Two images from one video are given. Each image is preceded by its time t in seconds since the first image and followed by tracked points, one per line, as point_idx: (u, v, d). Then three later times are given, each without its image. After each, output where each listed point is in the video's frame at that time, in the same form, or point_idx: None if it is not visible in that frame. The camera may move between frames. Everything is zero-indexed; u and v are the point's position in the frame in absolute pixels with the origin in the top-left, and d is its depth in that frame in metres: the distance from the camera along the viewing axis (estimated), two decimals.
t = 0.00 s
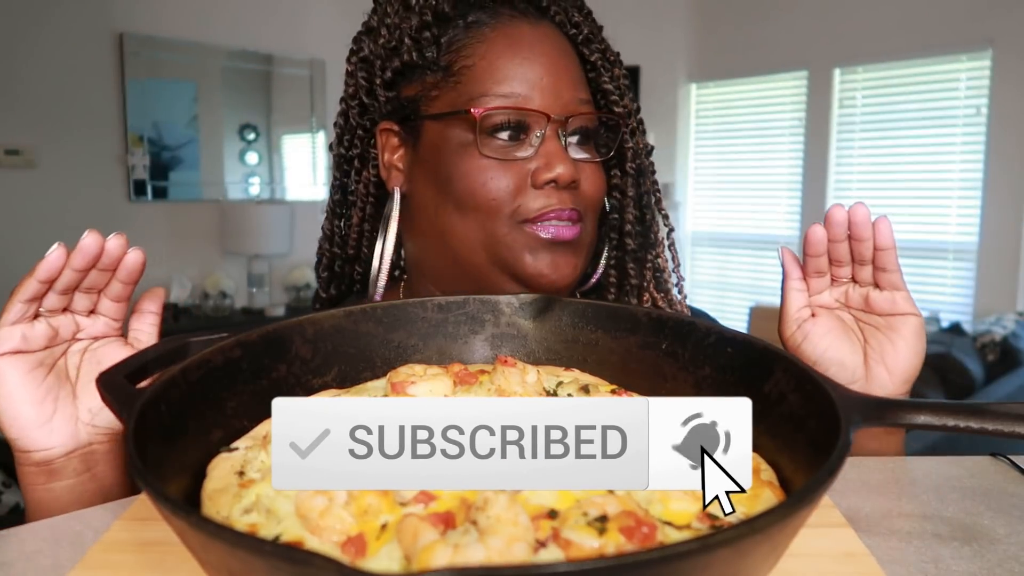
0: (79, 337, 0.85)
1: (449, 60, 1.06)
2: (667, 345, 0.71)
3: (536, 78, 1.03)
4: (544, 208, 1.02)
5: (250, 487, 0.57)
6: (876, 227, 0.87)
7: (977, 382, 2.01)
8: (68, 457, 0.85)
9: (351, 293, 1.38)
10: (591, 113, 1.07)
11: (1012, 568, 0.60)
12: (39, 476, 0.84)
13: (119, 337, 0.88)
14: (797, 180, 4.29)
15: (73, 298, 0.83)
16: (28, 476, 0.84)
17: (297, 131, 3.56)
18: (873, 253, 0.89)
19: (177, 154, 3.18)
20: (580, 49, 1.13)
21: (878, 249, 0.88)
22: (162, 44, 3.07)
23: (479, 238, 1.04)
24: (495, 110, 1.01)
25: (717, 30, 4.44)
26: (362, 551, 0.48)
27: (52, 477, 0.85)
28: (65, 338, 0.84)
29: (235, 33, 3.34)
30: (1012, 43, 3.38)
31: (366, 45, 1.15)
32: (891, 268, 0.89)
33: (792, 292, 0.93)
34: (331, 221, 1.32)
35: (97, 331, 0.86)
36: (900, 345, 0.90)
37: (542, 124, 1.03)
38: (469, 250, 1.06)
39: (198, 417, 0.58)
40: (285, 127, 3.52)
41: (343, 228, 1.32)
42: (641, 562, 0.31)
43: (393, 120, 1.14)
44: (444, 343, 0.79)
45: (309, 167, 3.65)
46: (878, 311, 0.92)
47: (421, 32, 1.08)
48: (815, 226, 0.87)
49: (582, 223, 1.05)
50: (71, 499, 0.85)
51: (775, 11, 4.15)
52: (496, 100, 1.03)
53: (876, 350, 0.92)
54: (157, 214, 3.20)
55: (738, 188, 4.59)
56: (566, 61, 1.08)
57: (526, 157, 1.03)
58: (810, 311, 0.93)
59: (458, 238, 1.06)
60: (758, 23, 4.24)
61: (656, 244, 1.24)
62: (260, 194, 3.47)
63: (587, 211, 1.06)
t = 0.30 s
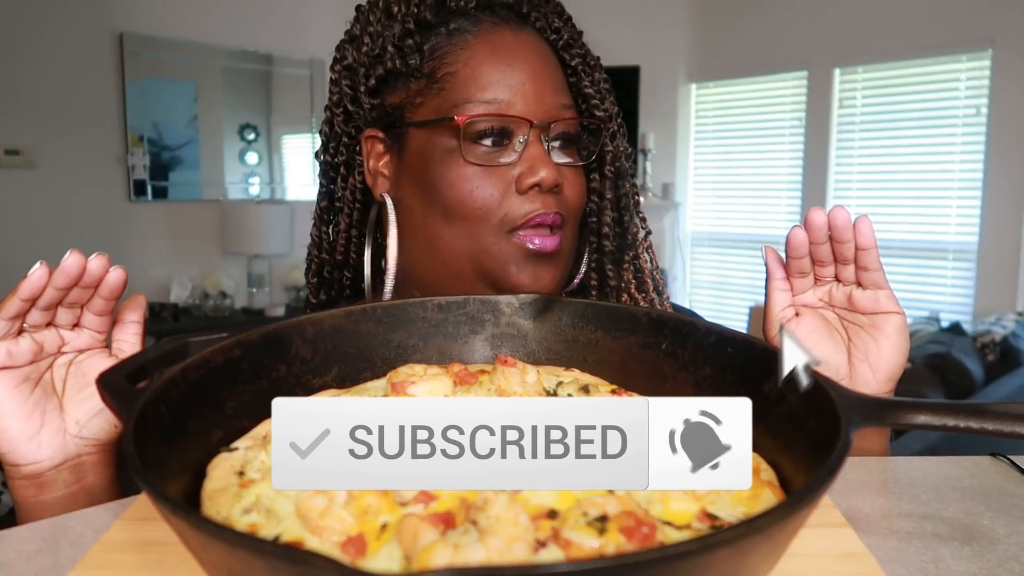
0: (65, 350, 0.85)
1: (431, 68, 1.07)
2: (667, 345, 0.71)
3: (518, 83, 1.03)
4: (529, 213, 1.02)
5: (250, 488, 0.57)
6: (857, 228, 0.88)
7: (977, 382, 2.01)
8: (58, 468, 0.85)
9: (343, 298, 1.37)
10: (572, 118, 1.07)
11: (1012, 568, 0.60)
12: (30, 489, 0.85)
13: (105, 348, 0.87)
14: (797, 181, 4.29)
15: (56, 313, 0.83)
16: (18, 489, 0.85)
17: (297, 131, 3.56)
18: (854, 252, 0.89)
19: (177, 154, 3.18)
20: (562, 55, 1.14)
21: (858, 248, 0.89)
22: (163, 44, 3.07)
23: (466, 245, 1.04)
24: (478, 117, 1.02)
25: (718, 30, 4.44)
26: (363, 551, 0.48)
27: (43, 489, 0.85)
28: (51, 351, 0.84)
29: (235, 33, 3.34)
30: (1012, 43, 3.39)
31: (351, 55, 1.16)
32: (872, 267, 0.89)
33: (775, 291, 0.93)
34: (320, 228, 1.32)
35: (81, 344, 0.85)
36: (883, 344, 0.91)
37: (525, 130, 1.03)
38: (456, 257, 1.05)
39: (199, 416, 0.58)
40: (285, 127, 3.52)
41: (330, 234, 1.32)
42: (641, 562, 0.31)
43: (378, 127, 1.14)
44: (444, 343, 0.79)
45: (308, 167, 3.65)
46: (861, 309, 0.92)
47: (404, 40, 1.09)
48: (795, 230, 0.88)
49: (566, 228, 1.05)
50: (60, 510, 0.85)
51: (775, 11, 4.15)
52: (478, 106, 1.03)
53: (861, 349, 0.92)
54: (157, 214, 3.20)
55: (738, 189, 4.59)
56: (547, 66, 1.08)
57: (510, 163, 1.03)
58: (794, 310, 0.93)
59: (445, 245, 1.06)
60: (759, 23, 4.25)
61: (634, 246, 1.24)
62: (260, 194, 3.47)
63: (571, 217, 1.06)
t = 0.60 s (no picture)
0: (63, 350, 0.85)
1: (426, 69, 1.07)
2: (667, 345, 0.71)
3: (507, 84, 1.03)
4: (516, 214, 1.01)
5: (250, 488, 0.57)
6: (865, 231, 0.86)
7: (977, 382, 2.01)
8: (57, 468, 0.85)
9: (345, 300, 1.36)
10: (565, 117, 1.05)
11: (1012, 568, 0.60)
12: (29, 488, 0.85)
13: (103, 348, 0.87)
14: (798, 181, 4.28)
15: (53, 313, 0.83)
16: (18, 488, 0.85)
17: (297, 131, 3.56)
18: (861, 255, 0.89)
19: (177, 154, 3.18)
20: (559, 54, 1.12)
21: (866, 250, 0.88)
22: (163, 44, 3.07)
23: (456, 245, 1.04)
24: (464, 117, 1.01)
25: (718, 30, 4.44)
26: (362, 551, 0.48)
27: (42, 489, 0.85)
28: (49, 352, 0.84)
29: (235, 33, 3.34)
30: (1012, 42, 3.39)
31: (352, 54, 1.16)
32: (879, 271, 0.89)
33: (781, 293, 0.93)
34: (323, 229, 1.32)
35: (80, 344, 0.85)
36: (889, 349, 0.91)
37: (514, 130, 1.01)
38: (447, 258, 1.05)
39: (198, 416, 0.58)
40: (285, 127, 3.52)
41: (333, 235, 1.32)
42: (641, 562, 0.31)
43: (378, 127, 1.15)
44: (444, 342, 0.79)
45: (309, 167, 3.65)
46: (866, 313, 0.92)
47: (398, 40, 1.09)
48: (804, 232, 0.87)
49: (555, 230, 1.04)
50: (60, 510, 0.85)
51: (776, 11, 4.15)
52: (467, 107, 1.03)
53: (867, 352, 0.92)
54: (157, 213, 3.20)
55: (738, 189, 4.59)
56: (542, 66, 1.07)
57: (499, 163, 1.02)
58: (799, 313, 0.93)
59: (435, 246, 1.06)
60: (759, 23, 4.25)
61: (633, 250, 1.22)
62: (260, 194, 3.47)
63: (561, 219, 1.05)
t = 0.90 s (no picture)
0: (67, 346, 0.85)
1: (413, 67, 1.09)
2: (667, 345, 0.71)
3: (482, 84, 1.02)
4: (480, 215, 1.01)
5: (250, 488, 0.57)
6: (876, 234, 0.86)
7: (978, 382, 2.01)
8: (59, 465, 0.85)
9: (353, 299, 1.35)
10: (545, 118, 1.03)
11: (1012, 568, 0.60)
12: (31, 485, 0.85)
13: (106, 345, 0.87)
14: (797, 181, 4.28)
15: (57, 310, 0.83)
16: (19, 485, 0.84)
17: (297, 131, 3.56)
18: (873, 259, 0.89)
19: (177, 154, 3.17)
20: (552, 51, 1.09)
21: (877, 254, 0.88)
22: (163, 44, 3.07)
23: (426, 243, 1.05)
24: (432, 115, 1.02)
25: (718, 30, 4.44)
26: (363, 551, 0.48)
27: (44, 486, 0.85)
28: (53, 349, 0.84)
29: (236, 33, 3.34)
30: (1012, 42, 3.38)
31: (364, 56, 1.18)
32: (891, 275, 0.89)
33: (792, 296, 0.93)
34: (337, 227, 1.31)
35: (83, 341, 0.85)
36: (900, 354, 0.90)
37: (484, 131, 1.02)
38: (420, 255, 1.07)
39: (199, 417, 0.58)
40: (285, 127, 3.52)
41: (345, 236, 1.32)
42: (641, 562, 0.31)
43: (379, 125, 1.18)
44: (444, 342, 0.79)
45: (309, 167, 3.65)
46: (877, 319, 0.92)
47: (392, 40, 1.11)
48: (814, 233, 0.88)
49: (520, 233, 1.02)
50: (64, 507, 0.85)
51: (776, 11, 4.15)
52: (441, 104, 1.04)
53: (879, 357, 0.92)
54: (157, 213, 3.20)
55: (739, 189, 4.59)
56: (526, 65, 1.05)
57: (465, 162, 1.03)
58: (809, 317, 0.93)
59: (407, 243, 1.08)
60: (759, 23, 4.25)
61: (620, 259, 1.19)
62: (261, 194, 3.47)
63: (532, 223, 1.02)
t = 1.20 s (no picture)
0: (66, 344, 0.85)
1: (413, 69, 1.09)
2: (667, 345, 0.71)
3: (483, 85, 1.02)
4: (481, 216, 1.01)
5: (250, 488, 0.57)
6: (878, 235, 0.86)
7: (978, 382, 2.01)
8: (58, 463, 0.85)
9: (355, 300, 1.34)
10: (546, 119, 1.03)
11: (1012, 568, 0.60)
12: (30, 483, 0.85)
13: (105, 343, 0.87)
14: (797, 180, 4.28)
15: (56, 308, 0.83)
16: (18, 483, 0.84)
17: (297, 131, 3.56)
18: (874, 260, 0.88)
19: (177, 154, 3.17)
20: (553, 51, 1.09)
21: (879, 255, 0.88)
22: (163, 44, 3.07)
23: (427, 244, 1.05)
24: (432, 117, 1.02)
25: (718, 30, 4.44)
26: (362, 551, 0.48)
27: (43, 484, 0.85)
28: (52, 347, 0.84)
29: (235, 33, 3.34)
30: (1012, 42, 3.38)
31: (363, 56, 1.18)
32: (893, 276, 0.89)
33: (792, 297, 0.93)
34: (337, 228, 1.31)
35: (82, 339, 0.86)
36: (901, 355, 0.90)
37: (484, 132, 1.02)
38: (421, 256, 1.07)
39: (198, 417, 0.58)
40: (285, 127, 3.52)
41: (346, 235, 1.31)
42: (642, 562, 0.31)
43: (379, 126, 1.19)
44: (444, 342, 0.79)
45: (308, 167, 3.66)
46: (879, 319, 0.92)
47: (391, 40, 1.11)
48: (816, 234, 0.87)
49: (522, 235, 1.02)
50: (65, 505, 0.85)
51: (776, 11, 4.15)
52: (440, 107, 1.04)
53: (880, 357, 0.92)
54: (157, 213, 3.20)
55: (739, 189, 4.59)
56: (526, 65, 1.05)
57: (466, 164, 1.03)
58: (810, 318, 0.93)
59: (408, 244, 1.08)
60: (759, 23, 4.25)
61: (622, 261, 1.18)
62: (261, 194, 3.47)
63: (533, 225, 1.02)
